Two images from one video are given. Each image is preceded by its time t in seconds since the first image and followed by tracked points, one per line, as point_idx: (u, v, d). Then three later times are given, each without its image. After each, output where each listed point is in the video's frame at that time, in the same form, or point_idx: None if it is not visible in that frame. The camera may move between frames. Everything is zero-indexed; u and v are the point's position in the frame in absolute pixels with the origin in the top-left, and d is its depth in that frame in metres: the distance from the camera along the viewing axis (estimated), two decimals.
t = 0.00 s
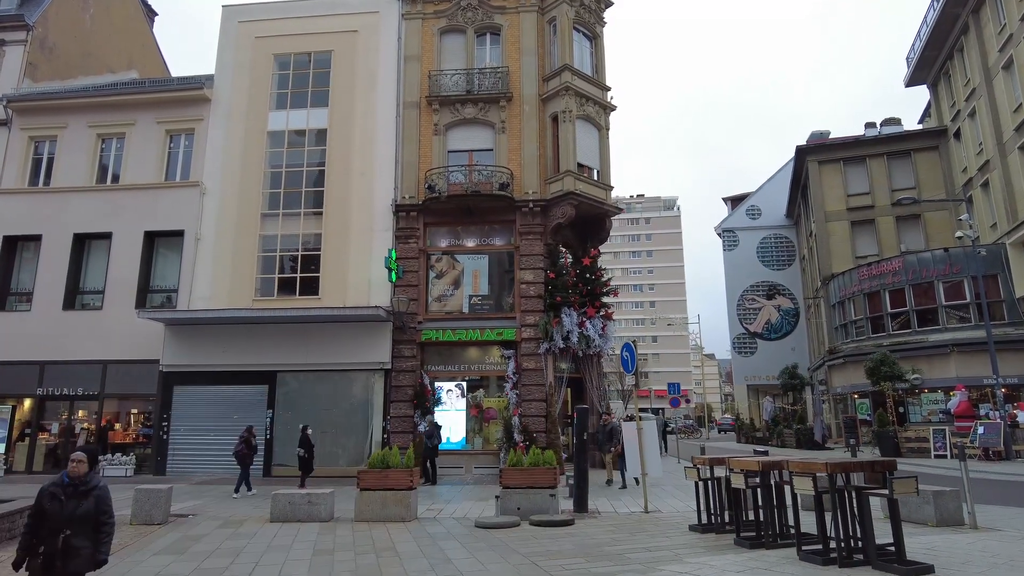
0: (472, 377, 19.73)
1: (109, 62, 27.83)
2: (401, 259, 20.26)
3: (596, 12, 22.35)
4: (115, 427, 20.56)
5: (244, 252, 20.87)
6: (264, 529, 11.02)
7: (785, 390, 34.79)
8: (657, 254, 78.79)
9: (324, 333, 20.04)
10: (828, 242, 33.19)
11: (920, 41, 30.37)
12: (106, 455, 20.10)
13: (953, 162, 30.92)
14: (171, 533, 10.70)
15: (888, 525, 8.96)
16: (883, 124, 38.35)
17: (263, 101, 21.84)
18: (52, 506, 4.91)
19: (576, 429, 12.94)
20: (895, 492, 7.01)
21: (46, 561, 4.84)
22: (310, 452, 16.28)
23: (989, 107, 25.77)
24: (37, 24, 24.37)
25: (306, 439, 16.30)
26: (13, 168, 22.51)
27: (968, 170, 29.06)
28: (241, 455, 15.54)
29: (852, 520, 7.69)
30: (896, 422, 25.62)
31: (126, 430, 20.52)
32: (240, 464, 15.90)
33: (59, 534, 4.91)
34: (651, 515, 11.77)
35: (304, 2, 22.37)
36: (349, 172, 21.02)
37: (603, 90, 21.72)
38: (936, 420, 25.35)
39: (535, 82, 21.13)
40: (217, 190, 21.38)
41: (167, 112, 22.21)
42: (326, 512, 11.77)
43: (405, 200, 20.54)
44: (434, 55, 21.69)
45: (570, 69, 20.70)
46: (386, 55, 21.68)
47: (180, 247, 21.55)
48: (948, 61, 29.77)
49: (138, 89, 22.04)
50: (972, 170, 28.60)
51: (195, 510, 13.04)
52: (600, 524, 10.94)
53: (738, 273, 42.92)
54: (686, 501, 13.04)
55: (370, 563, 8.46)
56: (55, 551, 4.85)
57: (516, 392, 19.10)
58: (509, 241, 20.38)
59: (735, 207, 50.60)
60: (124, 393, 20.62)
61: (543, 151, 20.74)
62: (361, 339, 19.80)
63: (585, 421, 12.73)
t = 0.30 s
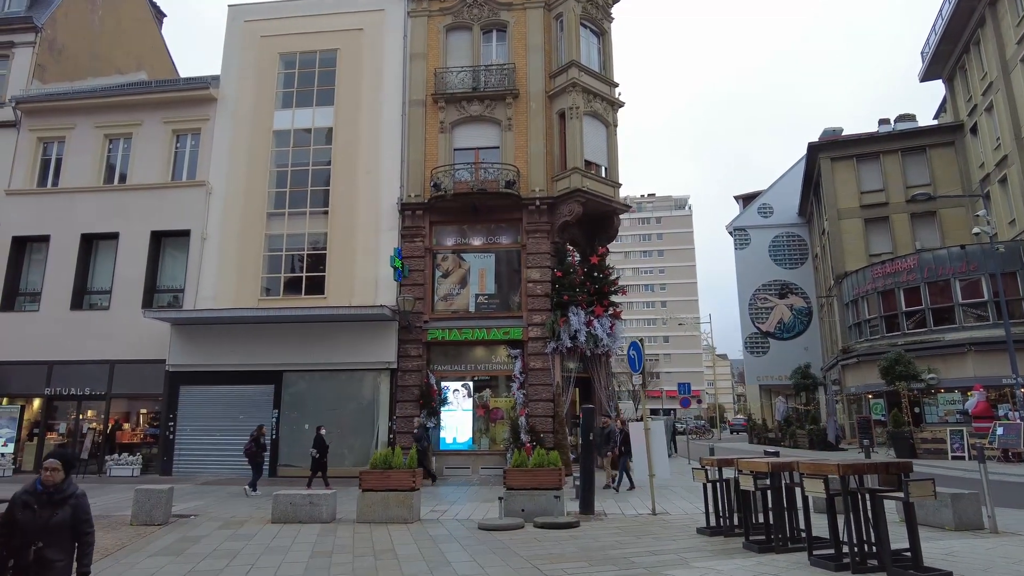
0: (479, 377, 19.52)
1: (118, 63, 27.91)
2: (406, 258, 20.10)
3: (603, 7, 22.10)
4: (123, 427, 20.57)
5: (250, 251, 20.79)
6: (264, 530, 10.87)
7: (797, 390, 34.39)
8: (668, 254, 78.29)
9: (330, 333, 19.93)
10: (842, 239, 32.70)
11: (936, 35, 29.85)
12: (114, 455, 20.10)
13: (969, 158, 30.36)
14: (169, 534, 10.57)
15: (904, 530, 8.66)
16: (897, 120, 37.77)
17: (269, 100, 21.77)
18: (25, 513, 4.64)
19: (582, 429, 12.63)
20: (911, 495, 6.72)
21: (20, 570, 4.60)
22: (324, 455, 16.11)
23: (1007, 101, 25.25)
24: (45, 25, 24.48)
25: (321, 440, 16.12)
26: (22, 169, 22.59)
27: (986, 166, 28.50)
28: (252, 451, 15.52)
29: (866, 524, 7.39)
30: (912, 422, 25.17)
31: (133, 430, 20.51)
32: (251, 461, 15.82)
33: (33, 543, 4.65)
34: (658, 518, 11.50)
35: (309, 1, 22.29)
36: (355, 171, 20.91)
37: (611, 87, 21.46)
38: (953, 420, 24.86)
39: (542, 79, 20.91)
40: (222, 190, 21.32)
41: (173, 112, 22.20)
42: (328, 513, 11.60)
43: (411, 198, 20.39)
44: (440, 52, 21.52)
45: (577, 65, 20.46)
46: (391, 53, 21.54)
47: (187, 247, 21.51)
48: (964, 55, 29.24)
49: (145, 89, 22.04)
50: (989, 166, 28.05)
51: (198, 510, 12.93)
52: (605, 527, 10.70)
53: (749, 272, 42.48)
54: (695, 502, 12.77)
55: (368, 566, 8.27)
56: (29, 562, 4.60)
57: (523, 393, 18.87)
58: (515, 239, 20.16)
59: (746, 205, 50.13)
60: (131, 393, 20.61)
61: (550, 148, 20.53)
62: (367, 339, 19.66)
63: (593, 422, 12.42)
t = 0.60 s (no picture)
0: (486, 375, 19.28)
1: (127, 62, 27.89)
2: (413, 255, 19.89)
3: None
4: (131, 425, 20.49)
5: (256, 248, 20.67)
6: (264, 530, 10.67)
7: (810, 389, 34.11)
8: (681, 252, 77.70)
9: (337, 330, 19.75)
10: (857, 236, 32.14)
11: (954, 26, 29.24)
12: (121, 453, 20.05)
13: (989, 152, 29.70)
14: (168, 533, 10.39)
15: (925, 533, 8.29)
16: (914, 114, 37.10)
17: (275, 96, 21.65)
18: None
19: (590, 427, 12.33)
20: (934, 498, 6.36)
21: None
22: (340, 454, 15.96)
23: None
24: (54, 24, 24.49)
25: (337, 438, 16.01)
26: (31, 167, 22.62)
27: (1007, 159, 27.85)
28: (266, 445, 15.50)
29: (886, 528, 7.04)
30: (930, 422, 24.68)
31: (141, 428, 20.43)
32: (264, 458, 15.79)
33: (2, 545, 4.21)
34: (668, 519, 11.19)
35: None
36: (361, 167, 20.73)
37: (620, 80, 21.14)
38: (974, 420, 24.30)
39: (550, 73, 20.63)
40: (229, 187, 21.22)
41: (180, 109, 22.12)
42: (330, 512, 11.39)
43: (418, 194, 20.18)
44: (447, 47, 21.30)
45: (586, 58, 20.15)
46: (398, 48, 21.34)
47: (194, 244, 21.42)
48: (983, 46, 28.60)
49: (152, 87, 21.99)
50: (1010, 160, 27.40)
51: (200, 509, 12.77)
52: (613, 528, 10.40)
53: (763, 269, 42.04)
54: (707, 503, 12.44)
55: (366, 567, 8.02)
56: None
57: (531, 391, 18.59)
58: (523, 235, 19.89)
59: (760, 202, 49.58)
60: (138, 391, 20.53)
61: (559, 143, 20.24)
62: (374, 336, 19.47)
63: (601, 421, 12.15)
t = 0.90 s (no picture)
0: (492, 373, 19.05)
1: (133, 61, 27.87)
2: (418, 253, 19.69)
3: None
4: (138, 424, 20.44)
5: (261, 246, 20.56)
6: (264, 531, 10.52)
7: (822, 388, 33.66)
8: (692, 250, 77.11)
9: (342, 328, 19.59)
10: (870, 232, 31.64)
11: (971, 18, 28.66)
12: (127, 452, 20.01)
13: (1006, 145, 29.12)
14: (166, 534, 10.25)
15: (943, 539, 7.98)
16: (929, 108, 36.49)
17: (280, 93, 21.51)
18: None
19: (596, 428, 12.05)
20: (952, 502, 6.07)
21: None
22: (352, 455, 15.85)
23: None
24: (61, 23, 24.43)
25: (349, 439, 15.85)
26: (38, 166, 22.61)
27: None
28: (281, 445, 15.31)
29: (901, 533, 6.74)
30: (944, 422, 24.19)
31: (147, 427, 20.37)
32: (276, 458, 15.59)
33: None
34: (675, 521, 10.90)
35: None
36: (365, 164, 20.55)
37: (628, 75, 20.84)
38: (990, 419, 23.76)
39: (557, 67, 20.36)
40: (233, 184, 21.10)
41: (185, 107, 22.03)
42: (331, 513, 11.20)
43: (423, 191, 19.98)
44: (452, 42, 21.06)
45: (592, 52, 19.86)
46: (404, 44, 21.12)
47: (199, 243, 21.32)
48: (1000, 38, 28.03)
49: (158, 86, 21.92)
50: None
51: (200, 509, 12.63)
52: (618, 531, 10.13)
53: (775, 266, 41.58)
54: (715, 505, 12.16)
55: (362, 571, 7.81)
56: None
57: (537, 389, 18.34)
58: (530, 232, 19.64)
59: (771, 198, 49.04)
60: (144, 390, 20.48)
61: (566, 139, 19.97)
62: (379, 334, 19.29)
63: (606, 420, 11.87)
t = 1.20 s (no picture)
0: (493, 372, 18.83)
1: (134, 60, 27.80)
2: (419, 251, 19.50)
3: None
4: (139, 423, 20.34)
5: (261, 245, 20.42)
6: (257, 531, 10.34)
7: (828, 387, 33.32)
8: (698, 249, 76.69)
9: (342, 327, 19.42)
10: (878, 229, 31.25)
11: (981, 11, 28.24)
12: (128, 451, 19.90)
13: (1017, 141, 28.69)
14: (158, 535, 10.09)
15: (953, 541, 7.70)
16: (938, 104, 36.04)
17: (280, 91, 21.37)
18: None
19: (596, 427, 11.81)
20: (963, 504, 5.80)
21: None
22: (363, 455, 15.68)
23: None
24: (62, 22, 24.33)
25: (359, 438, 15.63)
26: (39, 165, 22.55)
27: None
28: (290, 444, 15.01)
29: (910, 535, 6.47)
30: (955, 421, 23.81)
31: (148, 426, 20.27)
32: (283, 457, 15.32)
33: None
34: (677, 522, 10.65)
35: None
36: (366, 161, 20.38)
37: (631, 70, 20.60)
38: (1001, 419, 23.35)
39: (558, 63, 20.14)
40: (233, 183, 20.96)
41: (185, 106, 21.91)
42: (326, 514, 11.00)
43: (423, 188, 19.79)
44: (453, 38, 20.86)
45: (594, 47, 19.61)
46: (404, 40, 20.94)
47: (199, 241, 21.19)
48: (1011, 31, 27.61)
49: (158, 84, 21.81)
50: None
51: (196, 509, 12.46)
52: (619, 532, 9.90)
53: (781, 265, 41.27)
54: (718, 505, 11.93)
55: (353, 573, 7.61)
56: None
57: (539, 388, 18.13)
58: (531, 230, 19.42)
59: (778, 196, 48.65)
60: (144, 390, 20.37)
61: (567, 134, 19.75)
62: (379, 333, 19.10)
63: (607, 419, 11.61)
